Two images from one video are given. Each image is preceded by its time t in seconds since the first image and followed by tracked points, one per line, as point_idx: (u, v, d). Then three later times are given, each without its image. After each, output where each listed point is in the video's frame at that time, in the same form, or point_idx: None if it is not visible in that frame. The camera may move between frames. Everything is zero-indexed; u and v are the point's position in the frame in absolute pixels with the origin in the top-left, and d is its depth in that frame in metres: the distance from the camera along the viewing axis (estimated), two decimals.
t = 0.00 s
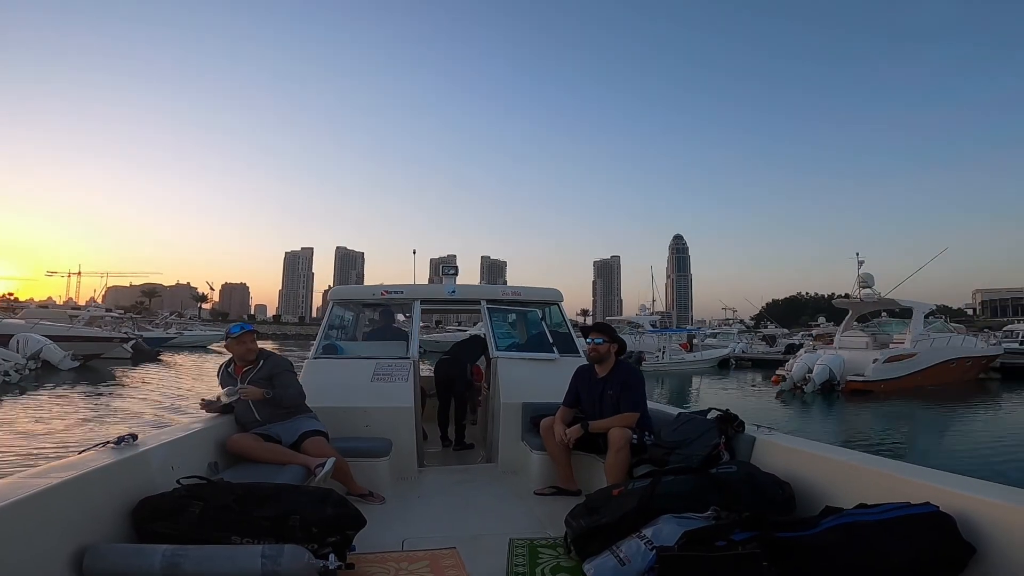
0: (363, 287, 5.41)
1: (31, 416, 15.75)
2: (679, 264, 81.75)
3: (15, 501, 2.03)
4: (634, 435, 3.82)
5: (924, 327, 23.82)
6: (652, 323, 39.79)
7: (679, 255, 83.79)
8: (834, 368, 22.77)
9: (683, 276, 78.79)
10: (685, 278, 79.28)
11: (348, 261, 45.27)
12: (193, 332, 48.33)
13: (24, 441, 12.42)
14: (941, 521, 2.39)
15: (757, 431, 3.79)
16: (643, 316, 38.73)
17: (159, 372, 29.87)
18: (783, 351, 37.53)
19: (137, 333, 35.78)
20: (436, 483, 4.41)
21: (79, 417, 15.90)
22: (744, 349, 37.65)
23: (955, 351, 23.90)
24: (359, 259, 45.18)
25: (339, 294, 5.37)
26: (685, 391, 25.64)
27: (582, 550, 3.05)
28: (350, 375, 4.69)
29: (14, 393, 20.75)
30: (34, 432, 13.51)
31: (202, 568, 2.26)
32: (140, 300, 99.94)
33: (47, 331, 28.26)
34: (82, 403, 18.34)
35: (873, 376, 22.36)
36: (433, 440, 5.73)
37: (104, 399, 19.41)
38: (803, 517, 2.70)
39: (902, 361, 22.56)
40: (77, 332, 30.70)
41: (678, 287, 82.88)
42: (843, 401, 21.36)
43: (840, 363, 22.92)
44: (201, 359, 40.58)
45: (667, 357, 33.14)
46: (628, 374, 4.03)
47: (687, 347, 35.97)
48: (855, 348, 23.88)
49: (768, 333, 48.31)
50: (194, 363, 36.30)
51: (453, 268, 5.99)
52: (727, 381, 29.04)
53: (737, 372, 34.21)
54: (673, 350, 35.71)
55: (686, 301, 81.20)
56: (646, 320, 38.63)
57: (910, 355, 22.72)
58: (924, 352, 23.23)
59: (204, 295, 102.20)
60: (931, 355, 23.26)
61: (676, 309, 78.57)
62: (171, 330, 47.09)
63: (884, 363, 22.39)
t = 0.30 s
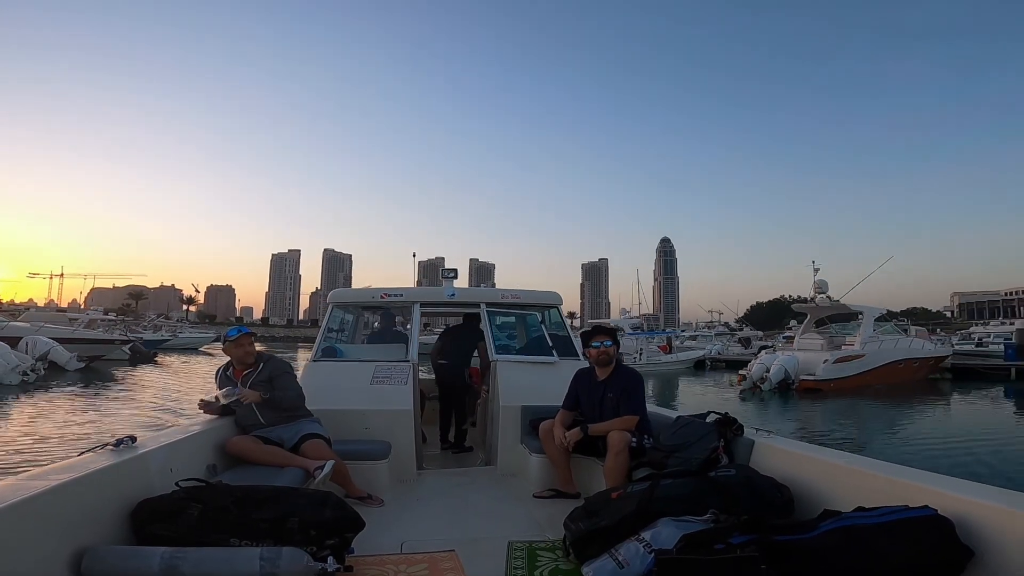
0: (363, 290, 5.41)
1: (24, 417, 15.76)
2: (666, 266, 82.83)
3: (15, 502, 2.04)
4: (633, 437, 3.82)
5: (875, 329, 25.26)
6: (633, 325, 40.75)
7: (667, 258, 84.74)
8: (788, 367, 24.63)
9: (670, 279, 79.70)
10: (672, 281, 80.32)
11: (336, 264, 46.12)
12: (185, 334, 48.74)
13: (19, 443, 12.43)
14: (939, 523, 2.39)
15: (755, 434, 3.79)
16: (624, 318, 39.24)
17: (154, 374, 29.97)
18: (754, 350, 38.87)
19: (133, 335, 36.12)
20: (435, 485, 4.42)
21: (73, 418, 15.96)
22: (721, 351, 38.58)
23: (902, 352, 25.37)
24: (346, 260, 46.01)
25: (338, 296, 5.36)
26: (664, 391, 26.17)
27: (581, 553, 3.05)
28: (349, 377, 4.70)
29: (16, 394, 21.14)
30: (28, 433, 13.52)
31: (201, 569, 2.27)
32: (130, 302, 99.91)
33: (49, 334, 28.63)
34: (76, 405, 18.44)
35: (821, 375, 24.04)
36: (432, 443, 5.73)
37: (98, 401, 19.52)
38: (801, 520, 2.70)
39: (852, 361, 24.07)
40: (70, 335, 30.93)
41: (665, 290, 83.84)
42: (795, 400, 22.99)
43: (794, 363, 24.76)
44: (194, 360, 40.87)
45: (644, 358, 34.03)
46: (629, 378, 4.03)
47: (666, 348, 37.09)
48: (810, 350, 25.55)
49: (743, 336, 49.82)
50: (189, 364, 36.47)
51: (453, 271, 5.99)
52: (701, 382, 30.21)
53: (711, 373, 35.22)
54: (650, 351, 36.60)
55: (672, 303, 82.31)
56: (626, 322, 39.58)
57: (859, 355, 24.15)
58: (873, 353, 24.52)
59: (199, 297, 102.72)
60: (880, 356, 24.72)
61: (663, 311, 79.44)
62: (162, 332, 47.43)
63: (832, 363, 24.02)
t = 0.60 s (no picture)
0: (362, 291, 5.44)
1: (15, 417, 15.83)
2: (653, 267, 83.62)
3: (11, 502, 2.06)
4: (630, 439, 3.82)
5: (829, 333, 26.50)
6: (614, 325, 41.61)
7: (654, 259, 85.53)
8: (748, 367, 25.78)
9: (657, 280, 80.15)
10: (659, 282, 81.21)
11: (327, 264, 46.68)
12: (175, 334, 49.14)
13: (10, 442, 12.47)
14: (935, 525, 2.38)
15: (752, 435, 3.79)
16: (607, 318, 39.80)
17: (149, 373, 30.10)
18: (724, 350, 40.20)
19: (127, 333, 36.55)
20: (434, 486, 4.43)
21: (65, 417, 16.08)
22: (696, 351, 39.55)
23: (854, 353, 26.71)
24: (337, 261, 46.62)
25: (337, 297, 5.39)
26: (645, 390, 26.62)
27: (578, 554, 3.05)
28: (346, 378, 4.71)
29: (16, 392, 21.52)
30: (20, 433, 13.58)
31: (197, 569, 2.29)
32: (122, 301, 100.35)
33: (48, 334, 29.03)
34: (68, 404, 18.55)
35: (777, 374, 25.33)
36: (429, 443, 5.74)
37: (90, 401, 19.63)
38: (798, 522, 2.69)
39: (806, 362, 25.38)
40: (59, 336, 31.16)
41: (652, 290, 84.41)
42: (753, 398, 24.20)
43: (754, 363, 25.87)
44: (186, 359, 41.21)
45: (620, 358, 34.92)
46: (627, 379, 4.03)
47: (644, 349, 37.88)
48: (770, 351, 26.75)
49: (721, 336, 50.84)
50: (184, 364, 36.68)
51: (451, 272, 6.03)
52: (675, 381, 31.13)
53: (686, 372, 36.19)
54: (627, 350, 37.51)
55: (658, 304, 83.15)
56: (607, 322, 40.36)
57: (812, 356, 25.44)
58: (826, 355, 25.81)
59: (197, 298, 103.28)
60: (833, 357, 26.02)
61: (649, 311, 80.17)
62: (155, 331, 47.76)
63: (789, 363, 25.30)
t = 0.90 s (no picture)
0: (363, 291, 5.46)
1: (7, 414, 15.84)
2: (641, 270, 84.26)
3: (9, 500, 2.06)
4: (628, 440, 3.83)
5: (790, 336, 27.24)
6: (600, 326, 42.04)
7: (642, 262, 86.13)
8: (714, 368, 26.54)
9: (646, 283, 80.54)
10: (647, 284, 81.83)
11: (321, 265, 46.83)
12: (168, 333, 49.27)
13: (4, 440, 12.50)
14: (931, 527, 2.39)
15: (749, 437, 3.81)
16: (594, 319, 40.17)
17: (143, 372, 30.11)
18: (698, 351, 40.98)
19: (123, 332, 36.66)
20: (432, 486, 4.45)
21: (58, 415, 16.12)
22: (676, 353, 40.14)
23: (814, 357, 27.32)
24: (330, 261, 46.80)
25: (337, 297, 5.40)
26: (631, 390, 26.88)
27: (576, 554, 3.06)
28: (345, 378, 4.73)
29: (22, 390, 21.84)
30: (14, 431, 13.59)
31: (195, 568, 2.29)
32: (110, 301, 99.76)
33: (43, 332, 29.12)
34: (61, 403, 18.59)
35: (740, 373, 26.03)
36: (428, 444, 5.76)
37: (83, 399, 19.67)
38: (794, 523, 2.71)
39: (768, 363, 26.11)
40: (62, 336, 31.43)
41: (640, 292, 84.89)
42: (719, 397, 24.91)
43: (720, 364, 26.69)
44: (176, 358, 41.32)
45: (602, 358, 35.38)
46: (625, 380, 4.04)
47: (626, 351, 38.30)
48: (736, 352, 27.50)
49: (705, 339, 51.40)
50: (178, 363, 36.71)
51: (451, 273, 6.06)
52: (653, 382, 31.69)
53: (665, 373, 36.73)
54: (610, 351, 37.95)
55: (647, 306, 83.78)
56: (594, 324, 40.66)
57: (774, 357, 26.15)
58: (786, 356, 26.50)
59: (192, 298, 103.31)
60: (794, 358, 26.70)
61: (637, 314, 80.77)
62: (150, 330, 47.81)
63: (751, 364, 26.00)
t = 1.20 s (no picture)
0: (361, 288, 5.45)
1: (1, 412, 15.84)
2: (630, 268, 84.69)
3: (8, 497, 2.07)
4: (626, 437, 3.84)
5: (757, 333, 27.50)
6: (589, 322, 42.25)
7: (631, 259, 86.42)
8: (684, 363, 26.87)
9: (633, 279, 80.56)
10: (635, 281, 82.10)
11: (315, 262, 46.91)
12: (161, 331, 49.31)
13: None
14: (927, 525, 2.40)
15: (748, 435, 3.81)
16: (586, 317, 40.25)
17: (137, 369, 30.07)
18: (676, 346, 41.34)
19: (117, 330, 36.67)
20: (430, 483, 4.46)
21: (51, 413, 16.10)
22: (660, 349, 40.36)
23: (778, 352, 27.39)
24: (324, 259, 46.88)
25: (336, 294, 5.40)
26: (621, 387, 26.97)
27: (574, 552, 3.07)
28: (344, 375, 4.73)
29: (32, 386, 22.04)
30: (7, 428, 13.56)
31: (193, 564, 2.30)
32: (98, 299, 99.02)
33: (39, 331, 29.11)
34: (54, 400, 18.58)
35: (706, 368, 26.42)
36: (428, 441, 5.77)
37: (76, 396, 19.68)
38: (790, 521, 2.72)
39: (733, 359, 26.42)
40: (55, 333, 31.41)
41: (627, 288, 85.04)
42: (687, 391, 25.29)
43: (690, 360, 26.94)
44: (169, 355, 41.30)
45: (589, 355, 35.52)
46: (621, 376, 4.05)
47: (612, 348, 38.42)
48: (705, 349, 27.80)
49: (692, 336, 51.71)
50: (172, 360, 36.71)
51: (450, 271, 6.06)
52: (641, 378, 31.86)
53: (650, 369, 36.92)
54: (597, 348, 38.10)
55: (636, 303, 84.15)
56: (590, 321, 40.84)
57: (739, 353, 26.47)
58: (752, 352, 26.77)
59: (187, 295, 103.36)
60: (759, 355, 26.91)
61: (626, 311, 81.06)
62: (142, 328, 47.81)
63: (717, 359, 26.40)
